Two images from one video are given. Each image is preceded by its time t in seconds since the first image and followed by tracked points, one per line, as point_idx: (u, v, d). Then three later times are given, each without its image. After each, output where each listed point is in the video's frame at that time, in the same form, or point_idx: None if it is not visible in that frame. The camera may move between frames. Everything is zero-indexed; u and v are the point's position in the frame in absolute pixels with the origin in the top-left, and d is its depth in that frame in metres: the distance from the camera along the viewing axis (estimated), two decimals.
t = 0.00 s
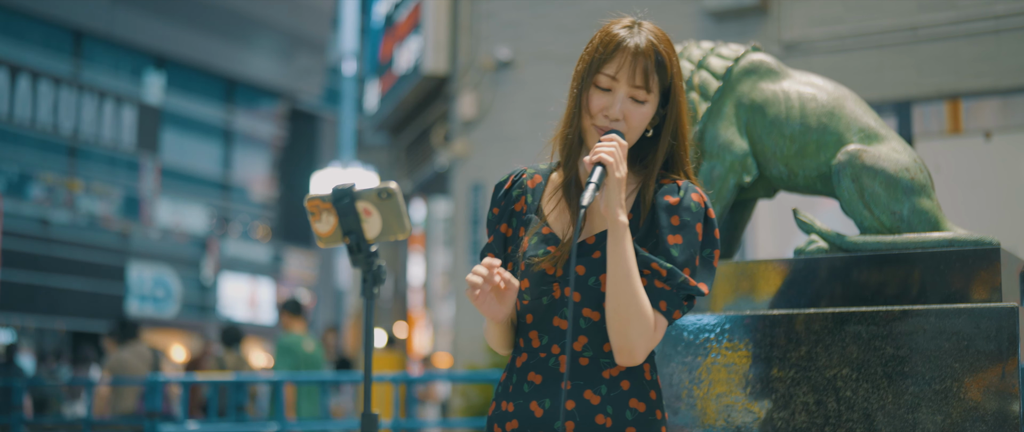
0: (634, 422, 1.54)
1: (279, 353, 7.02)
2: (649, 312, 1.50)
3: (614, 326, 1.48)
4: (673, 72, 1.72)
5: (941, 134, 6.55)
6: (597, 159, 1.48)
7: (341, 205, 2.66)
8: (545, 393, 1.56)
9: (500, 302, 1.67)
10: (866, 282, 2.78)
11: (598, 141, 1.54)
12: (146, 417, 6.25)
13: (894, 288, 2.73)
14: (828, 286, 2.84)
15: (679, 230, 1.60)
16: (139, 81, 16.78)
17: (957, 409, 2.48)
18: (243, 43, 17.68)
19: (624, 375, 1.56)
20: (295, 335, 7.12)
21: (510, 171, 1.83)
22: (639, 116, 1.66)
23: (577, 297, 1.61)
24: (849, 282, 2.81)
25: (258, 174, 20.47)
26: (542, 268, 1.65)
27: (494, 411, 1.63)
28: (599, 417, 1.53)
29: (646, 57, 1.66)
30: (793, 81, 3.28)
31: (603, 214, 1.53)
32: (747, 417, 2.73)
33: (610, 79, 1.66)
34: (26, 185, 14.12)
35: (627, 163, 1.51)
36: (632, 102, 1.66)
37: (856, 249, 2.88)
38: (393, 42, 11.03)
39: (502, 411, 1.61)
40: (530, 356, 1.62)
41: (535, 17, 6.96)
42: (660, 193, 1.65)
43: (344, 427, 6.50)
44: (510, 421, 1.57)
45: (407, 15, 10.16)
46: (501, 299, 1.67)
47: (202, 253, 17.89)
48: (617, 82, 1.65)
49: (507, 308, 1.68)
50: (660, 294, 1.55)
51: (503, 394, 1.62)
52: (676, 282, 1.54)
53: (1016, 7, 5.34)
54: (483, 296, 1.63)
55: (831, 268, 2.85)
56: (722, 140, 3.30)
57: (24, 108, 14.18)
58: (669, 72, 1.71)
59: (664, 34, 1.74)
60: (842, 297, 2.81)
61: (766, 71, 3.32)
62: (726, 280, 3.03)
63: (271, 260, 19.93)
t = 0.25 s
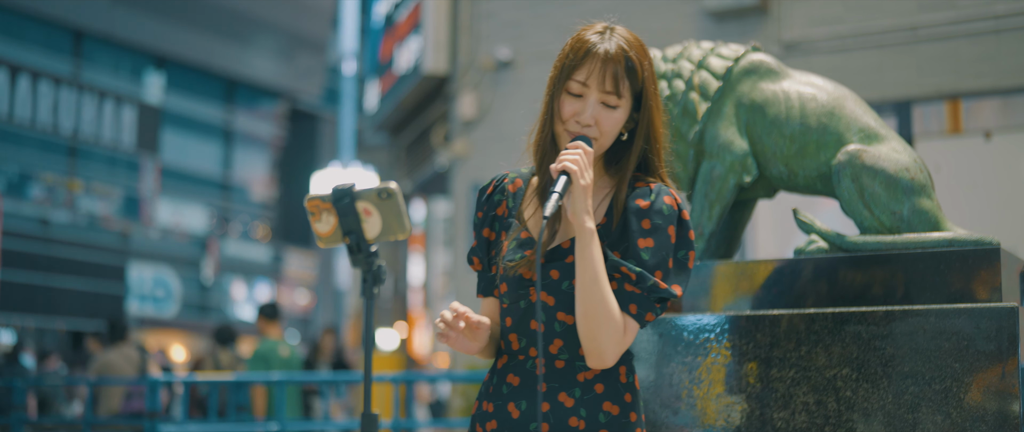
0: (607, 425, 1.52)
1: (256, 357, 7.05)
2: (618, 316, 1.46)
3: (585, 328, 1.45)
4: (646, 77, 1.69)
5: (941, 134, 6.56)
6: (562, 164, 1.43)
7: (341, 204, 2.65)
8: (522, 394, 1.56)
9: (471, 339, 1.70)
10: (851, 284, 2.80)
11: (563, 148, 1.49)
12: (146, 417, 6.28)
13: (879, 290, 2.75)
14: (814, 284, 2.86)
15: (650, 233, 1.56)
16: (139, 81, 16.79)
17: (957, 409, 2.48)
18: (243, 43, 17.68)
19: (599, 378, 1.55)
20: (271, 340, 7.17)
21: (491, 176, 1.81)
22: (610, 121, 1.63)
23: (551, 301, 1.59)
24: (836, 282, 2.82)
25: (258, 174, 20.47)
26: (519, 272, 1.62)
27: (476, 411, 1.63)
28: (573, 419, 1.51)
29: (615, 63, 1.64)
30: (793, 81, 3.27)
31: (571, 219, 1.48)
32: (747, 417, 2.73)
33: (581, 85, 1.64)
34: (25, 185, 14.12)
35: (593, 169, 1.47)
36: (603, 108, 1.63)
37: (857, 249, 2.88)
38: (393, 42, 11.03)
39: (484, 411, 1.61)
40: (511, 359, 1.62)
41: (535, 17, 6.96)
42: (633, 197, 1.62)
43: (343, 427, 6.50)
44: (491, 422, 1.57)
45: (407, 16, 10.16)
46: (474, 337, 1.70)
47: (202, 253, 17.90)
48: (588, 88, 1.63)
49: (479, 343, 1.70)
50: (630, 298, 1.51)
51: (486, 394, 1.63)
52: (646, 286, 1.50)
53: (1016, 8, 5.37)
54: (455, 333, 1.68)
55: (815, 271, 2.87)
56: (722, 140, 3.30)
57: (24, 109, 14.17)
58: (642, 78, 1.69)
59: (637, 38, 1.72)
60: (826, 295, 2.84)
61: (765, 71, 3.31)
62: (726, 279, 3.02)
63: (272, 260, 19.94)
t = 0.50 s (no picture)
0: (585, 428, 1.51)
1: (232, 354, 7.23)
2: (589, 317, 1.46)
3: (557, 328, 1.45)
4: (618, 81, 1.68)
5: (941, 134, 6.43)
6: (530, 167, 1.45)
7: (341, 205, 2.65)
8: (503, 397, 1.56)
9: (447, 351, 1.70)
10: (834, 285, 2.82)
11: (535, 152, 1.51)
12: (146, 417, 6.27)
13: (863, 291, 2.77)
14: (797, 285, 2.88)
15: (623, 235, 1.54)
16: (139, 81, 16.78)
17: (958, 409, 2.48)
18: (243, 43, 17.65)
19: (577, 381, 1.53)
20: (249, 338, 7.31)
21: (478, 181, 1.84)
22: (583, 126, 1.64)
23: (528, 304, 1.59)
24: (818, 282, 2.85)
25: (258, 174, 20.46)
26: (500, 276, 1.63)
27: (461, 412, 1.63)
28: (551, 422, 1.51)
29: (586, 69, 1.63)
30: (792, 81, 3.27)
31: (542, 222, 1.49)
32: (747, 417, 2.73)
33: (552, 92, 1.64)
34: (26, 185, 14.11)
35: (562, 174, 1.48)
36: (575, 113, 1.63)
37: (856, 249, 2.88)
38: (393, 42, 11.01)
39: (468, 412, 1.61)
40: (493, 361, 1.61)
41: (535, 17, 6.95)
42: (606, 198, 1.60)
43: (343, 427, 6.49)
44: (474, 423, 1.57)
45: (407, 15, 10.14)
46: (450, 348, 1.70)
47: (202, 253, 17.89)
48: (559, 94, 1.63)
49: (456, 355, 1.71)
50: (602, 300, 1.51)
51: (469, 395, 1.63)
52: (617, 286, 1.49)
53: (1017, 7, 5.66)
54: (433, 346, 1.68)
55: (798, 270, 2.89)
56: (722, 140, 3.31)
57: (24, 109, 14.14)
58: (612, 81, 1.67)
59: (609, 44, 1.71)
60: (810, 295, 2.86)
61: (765, 71, 3.31)
62: (726, 279, 3.02)
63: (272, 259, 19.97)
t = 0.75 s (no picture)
0: (574, 426, 1.52)
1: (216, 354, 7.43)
2: (572, 311, 1.46)
3: (540, 322, 1.45)
4: (593, 79, 1.69)
5: (941, 134, 6.39)
6: (507, 162, 1.47)
7: (342, 204, 2.65)
8: (493, 398, 1.57)
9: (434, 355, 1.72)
10: (819, 283, 2.84)
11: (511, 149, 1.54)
12: (145, 417, 6.24)
13: (846, 288, 2.80)
14: (780, 286, 2.91)
15: (604, 230, 1.55)
16: (139, 81, 16.78)
17: (957, 409, 2.48)
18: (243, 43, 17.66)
19: (565, 380, 1.55)
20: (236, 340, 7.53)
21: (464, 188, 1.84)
22: (560, 126, 1.65)
23: (515, 304, 1.61)
24: (804, 282, 2.87)
25: (258, 174, 20.44)
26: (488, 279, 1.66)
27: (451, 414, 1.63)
28: (541, 421, 1.52)
29: (559, 70, 1.65)
30: (792, 81, 3.28)
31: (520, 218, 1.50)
32: (746, 418, 2.73)
33: (528, 93, 1.65)
34: (25, 185, 14.14)
35: (538, 168, 1.51)
36: (551, 113, 1.65)
37: (856, 249, 2.88)
38: (393, 42, 11.02)
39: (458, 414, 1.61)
40: (483, 363, 1.62)
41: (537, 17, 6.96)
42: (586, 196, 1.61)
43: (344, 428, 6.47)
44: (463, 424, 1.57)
45: (408, 16, 10.15)
46: (435, 352, 1.72)
47: (202, 253, 17.90)
48: (534, 96, 1.64)
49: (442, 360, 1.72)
50: (585, 292, 1.51)
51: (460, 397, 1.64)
52: (598, 279, 1.50)
53: (1018, 7, 5.70)
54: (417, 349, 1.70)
55: (780, 270, 2.92)
56: (722, 140, 3.30)
57: (24, 109, 14.12)
58: (587, 79, 1.68)
59: (584, 46, 1.73)
60: (794, 295, 2.88)
61: (765, 71, 3.31)
62: (726, 279, 3.02)
63: (271, 259, 20.04)
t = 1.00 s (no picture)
0: (572, 421, 1.50)
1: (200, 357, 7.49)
2: (565, 301, 1.44)
3: (534, 314, 1.43)
4: (572, 76, 1.68)
5: (941, 134, 6.25)
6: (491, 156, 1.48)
7: (341, 205, 2.65)
8: (490, 397, 1.54)
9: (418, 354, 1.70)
10: (806, 280, 2.87)
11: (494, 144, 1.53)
12: (146, 416, 6.24)
13: (835, 284, 2.82)
14: (769, 287, 2.92)
15: (593, 221, 1.55)
16: (139, 81, 16.76)
17: (957, 409, 2.48)
18: (243, 43, 17.65)
19: (561, 375, 1.53)
20: (219, 340, 7.59)
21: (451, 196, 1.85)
22: (543, 122, 1.64)
23: (509, 301, 1.57)
24: (789, 279, 2.89)
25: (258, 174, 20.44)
26: (481, 277, 1.63)
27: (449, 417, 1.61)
28: (539, 417, 1.50)
29: (540, 68, 1.65)
30: (792, 81, 3.28)
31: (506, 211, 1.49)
32: (746, 417, 2.73)
33: (510, 93, 1.66)
34: (25, 185, 14.03)
35: (521, 161, 1.50)
36: (533, 110, 1.65)
37: (856, 249, 2.88)
38: (393, 42, 11.03)
39: (455, 418, 1.60)
40: (479, 364, 1.59)
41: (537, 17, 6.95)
42: (574, 189, 1.60)
43: (344, 427, 6.48)
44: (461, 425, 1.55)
45: (407, 16, 10.15)
46: (419, 351, 1.70)
47: (202, 253, 17.90)
48: (515, 94, 1.64)
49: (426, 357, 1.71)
50: (576, 281, 1.48)
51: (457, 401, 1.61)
52: (589, 268, 1.48)
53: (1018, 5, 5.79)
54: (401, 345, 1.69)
55: (768, 271, 2.93)
56: (722, 140, 3.30)
57: (24, 109, 14.10)
58: (566, 77, 1.67)
59: (566, 48, 1.72)
60: (783, 295, 2.90)
61: (765, 71, 3.32)
62: (725, 279, 3.02)
63: (271, 259, 20.01)
